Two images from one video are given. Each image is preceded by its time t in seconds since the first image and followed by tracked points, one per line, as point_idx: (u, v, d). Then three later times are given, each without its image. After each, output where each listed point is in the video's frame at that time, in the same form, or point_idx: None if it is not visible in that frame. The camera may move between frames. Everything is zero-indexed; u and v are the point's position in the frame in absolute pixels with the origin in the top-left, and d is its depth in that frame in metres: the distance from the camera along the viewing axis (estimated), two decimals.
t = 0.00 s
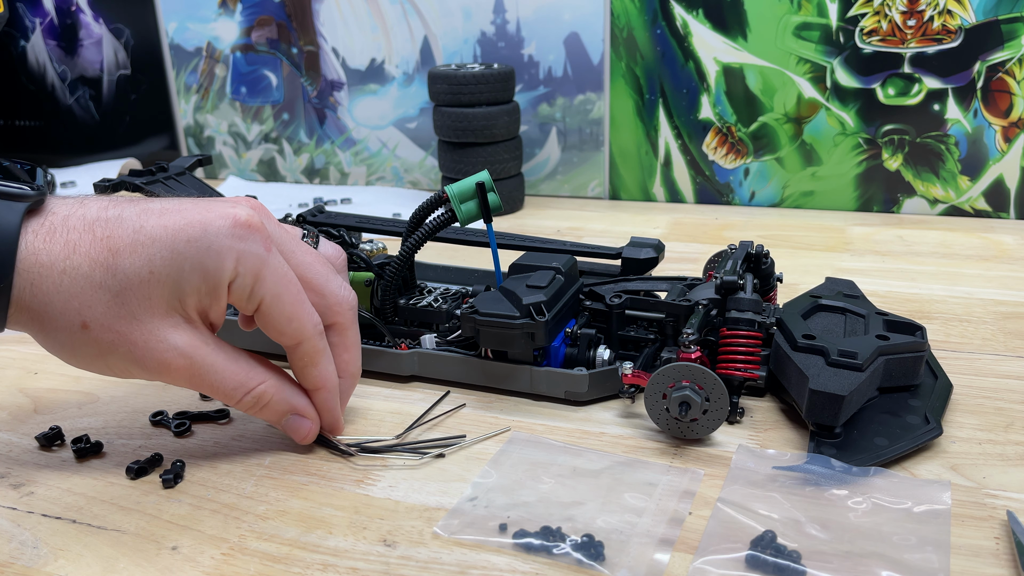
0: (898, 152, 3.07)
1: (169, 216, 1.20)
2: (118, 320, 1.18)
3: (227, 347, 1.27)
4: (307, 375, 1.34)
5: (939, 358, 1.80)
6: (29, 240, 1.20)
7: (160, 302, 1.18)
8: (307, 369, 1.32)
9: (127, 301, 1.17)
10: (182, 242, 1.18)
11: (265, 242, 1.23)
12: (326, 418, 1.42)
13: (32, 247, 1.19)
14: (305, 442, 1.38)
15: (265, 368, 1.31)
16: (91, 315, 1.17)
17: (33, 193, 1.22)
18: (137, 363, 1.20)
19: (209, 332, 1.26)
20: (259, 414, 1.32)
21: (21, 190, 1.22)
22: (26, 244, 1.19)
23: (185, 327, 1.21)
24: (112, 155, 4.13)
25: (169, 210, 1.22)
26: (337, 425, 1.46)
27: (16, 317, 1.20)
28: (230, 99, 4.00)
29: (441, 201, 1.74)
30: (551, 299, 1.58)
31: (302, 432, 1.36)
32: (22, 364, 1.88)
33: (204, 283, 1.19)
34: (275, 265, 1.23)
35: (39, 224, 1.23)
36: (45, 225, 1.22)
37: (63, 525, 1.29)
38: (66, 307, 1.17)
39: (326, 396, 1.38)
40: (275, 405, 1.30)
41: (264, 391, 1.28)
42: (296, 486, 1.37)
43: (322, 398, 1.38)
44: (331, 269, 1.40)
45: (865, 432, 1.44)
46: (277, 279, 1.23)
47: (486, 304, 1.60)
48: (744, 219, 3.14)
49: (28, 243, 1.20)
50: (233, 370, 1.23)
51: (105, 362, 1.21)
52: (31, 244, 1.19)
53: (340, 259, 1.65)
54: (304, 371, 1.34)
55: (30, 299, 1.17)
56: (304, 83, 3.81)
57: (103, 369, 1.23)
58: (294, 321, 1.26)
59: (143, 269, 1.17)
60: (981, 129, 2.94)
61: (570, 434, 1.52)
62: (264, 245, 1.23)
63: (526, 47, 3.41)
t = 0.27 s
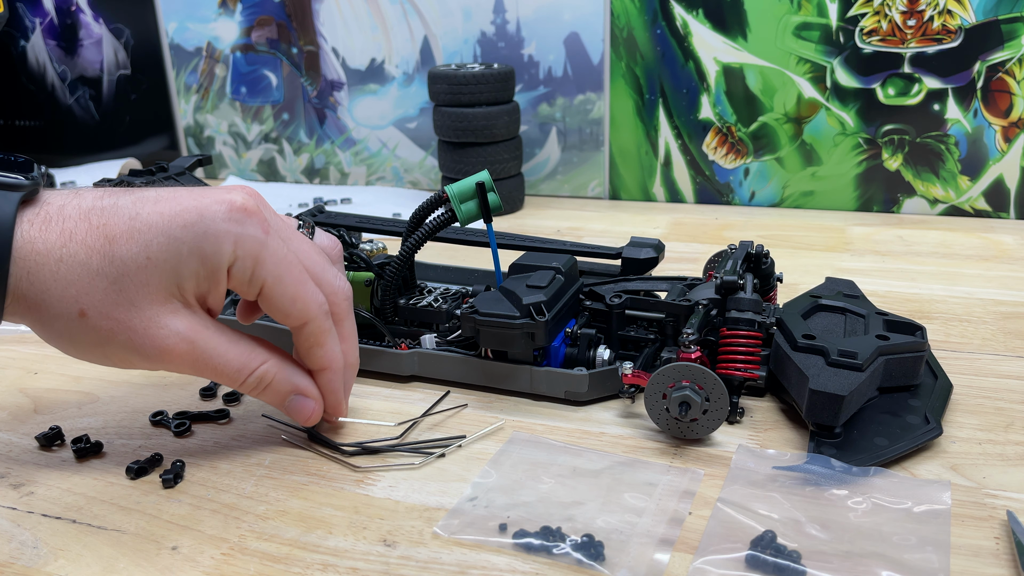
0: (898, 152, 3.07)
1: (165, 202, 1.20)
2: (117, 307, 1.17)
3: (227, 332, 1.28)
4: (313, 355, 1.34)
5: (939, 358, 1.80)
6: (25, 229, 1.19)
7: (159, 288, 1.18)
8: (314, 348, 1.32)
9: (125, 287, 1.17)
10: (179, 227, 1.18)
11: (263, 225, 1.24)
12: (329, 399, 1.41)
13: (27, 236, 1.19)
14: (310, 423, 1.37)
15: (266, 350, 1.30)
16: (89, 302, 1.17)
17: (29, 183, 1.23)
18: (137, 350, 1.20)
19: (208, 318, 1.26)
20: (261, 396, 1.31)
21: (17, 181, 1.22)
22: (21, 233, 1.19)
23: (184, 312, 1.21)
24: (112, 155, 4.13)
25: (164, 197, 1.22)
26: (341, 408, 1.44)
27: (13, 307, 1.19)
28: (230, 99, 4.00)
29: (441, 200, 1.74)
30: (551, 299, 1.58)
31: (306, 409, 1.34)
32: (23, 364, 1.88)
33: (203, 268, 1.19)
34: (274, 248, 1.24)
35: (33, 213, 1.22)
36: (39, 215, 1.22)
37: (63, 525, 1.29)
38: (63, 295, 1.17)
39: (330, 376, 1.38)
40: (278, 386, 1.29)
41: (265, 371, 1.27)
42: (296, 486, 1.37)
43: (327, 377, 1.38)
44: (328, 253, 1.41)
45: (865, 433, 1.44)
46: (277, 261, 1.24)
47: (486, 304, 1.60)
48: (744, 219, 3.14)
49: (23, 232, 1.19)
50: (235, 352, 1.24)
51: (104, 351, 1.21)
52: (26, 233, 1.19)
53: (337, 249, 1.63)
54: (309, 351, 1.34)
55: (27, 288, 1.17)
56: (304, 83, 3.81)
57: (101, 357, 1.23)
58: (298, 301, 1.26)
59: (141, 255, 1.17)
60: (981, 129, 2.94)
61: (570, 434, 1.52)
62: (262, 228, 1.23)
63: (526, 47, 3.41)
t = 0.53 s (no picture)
0: (898, 152, 3.07)
1: (165, 201, 1.21)
2: (122, 308, 1.17)
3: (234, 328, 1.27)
4: (325, 341, 1.35)
5: (939, 357, 1.80)
6: (25, 234, 1.19)
7: (163, 286, 1.18)
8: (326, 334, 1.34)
9: (130, 287, 1.17)
10: (180, 224, 1.19)
11: (264, 217, 1.25)
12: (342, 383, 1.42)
13: (28, 241, 1.18)
14: (325, 412, 1.37)
15: (274, 343, 1.30)
16: (94, 304, 1.17)
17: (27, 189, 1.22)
18: (144, 351, 1.19)
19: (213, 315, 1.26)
20: (274, 394, 1.30)
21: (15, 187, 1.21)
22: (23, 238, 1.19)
23: (189, 310, 1.21)
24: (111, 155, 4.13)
25: (164, 196, 1.22)
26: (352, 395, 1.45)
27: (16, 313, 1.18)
28: (230, 99, 4.00)
29: (441, 201, 1.74)
30: (551, 299, 1.58)
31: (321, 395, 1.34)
32: (23, 364, 1.88)
33: (206, 263, 1.20)
34: (278, 238, 1.24)
35: (33, 219, 1.22)
36: (40, 220, 1.22)
37: (63, 525, 1.29)
38: (67, 297, 1.17)
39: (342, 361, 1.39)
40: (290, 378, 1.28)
41: (277, 367, 1.26)
42: (296, 486, 1.37)
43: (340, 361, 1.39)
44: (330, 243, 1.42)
45: (865, 433, 1.44)
46: (282, 251, 1.25)
47: (486, 304, 1.60)
48: (744, 219, 3.14)
49: (24, 237, 1.19)
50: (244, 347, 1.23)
51: (111, 353, 1.21)
52: (28, 238, 1.18)
53: (336, 239, 1.60)
54: (321, 338, 1.35)
55: (30, 292, 1.16)
56: (304, 83, 3.81)
57: (107, 360, 1.22)
58: (307, 288, 1.27)
59: (144, 253, 1.17)
60: (981, 129, 2.94)
61: (570, 434, 1.52)
62: (264, 219, 1.24)
63: (526, 47, 3.41)
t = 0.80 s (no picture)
0: (898, 153, 3.07)
1: (175, 220, 1.21)
2: (129, 325, 1.17)
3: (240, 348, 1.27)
4: (332, 361, 1.36)
5: (939, 358, 1.80)
6: (35, 250, 1.19)
7: (171, 305, 1.18)
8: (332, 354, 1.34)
9: (138, 305, 1.17)
10: (190, 243, 1.19)
11: (273, 238, 1.25)
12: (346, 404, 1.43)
13: (38, 257, 1.18)
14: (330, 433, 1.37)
15: (280, 362, 1.30)
16: (101, 321, 1.17)
17: (38, 206, 1.21)
18: (149, 369, 1.19)
19: (219, 334, 1.26)
20: (279, 414, 1.30)
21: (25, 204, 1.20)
22: (32, 254, 1.19)
23: (196, 328, 1.21)
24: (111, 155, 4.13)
25: (174, 215, 1.23)
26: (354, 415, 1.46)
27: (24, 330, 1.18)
28: (230, 99, 4.00)
29: (441, 201, 1.74)
30: (551, 299, 1.58)
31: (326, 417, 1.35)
32: (23, 363, 1.88)
33: (215, 282, 1.20)
34: (287, 258, 1.25)
35: (43, 235, 1.22)
36: (49, 236, 1.22)
37: (63, 525, 1.29)
38: (75, 315, 1.16)
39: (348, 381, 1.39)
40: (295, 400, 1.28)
41: (282, 387, 1.26)
42: (296, 486, 1.37)
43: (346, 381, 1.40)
44: (339, 261, 1.42)
45: (865, 433, 1.44)
46: (290, 271, 1.25)
47: (486, 304, 1.60)
48: (744, 219, 3.14)
49: (33, 253, 1.19)
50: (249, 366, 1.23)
51: (116, 371, 1.20)
52: (37, 254, 1.19)
53: (343, 255, 1.63)
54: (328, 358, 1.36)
55: (38, 310, 1.16)
56: (304, 83, 3.81)
57: (112, 378, 1.22)
58: (315, 308, 1.27)
59: (153, 271, 1.17)
60: (981, 129, 2.94)
61: (570, 434, 1.52)
62: (273, 239, 1.25)
63: (526, 47, 3.41)
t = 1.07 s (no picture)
0: (898, 153, 3.07)
1: (180, 229, 1.21)
2: (129, 332, 1.17)
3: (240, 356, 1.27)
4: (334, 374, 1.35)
5: (939, 358, 1.80)
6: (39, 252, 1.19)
7: (171, 313, 1.18)
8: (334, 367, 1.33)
9: (138, 313, 1.17)
10: (193, 253, 1.19)
11: (277, 249, 1.25)
12: (347, 417, 1.43)
13: (41, 260, 1.18)
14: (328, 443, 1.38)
15: (279, 372, 1.31)
16: (102, 326, 1.17)
17: (43, 207, 1.21)
18: (148, 376, 1.19)
19: (220, 342, 1.26)
20: (277, 423, 1.30)
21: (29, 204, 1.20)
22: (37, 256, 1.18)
23: (196, 337, 1.21)
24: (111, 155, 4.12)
25: (179, 224, 1.23)
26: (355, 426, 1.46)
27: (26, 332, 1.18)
28: (230, 99, 4.00)
29: (441, 201, 1.74)
30: (551, 299, 1.58)
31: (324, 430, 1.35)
32: (23, 364, 1.88)
33: (217, 292, 1.20)
34: (289, 270, 1.24)
35: (48, 236, 1.22)
36: (54, 238, 1.22)
37: (63, 525, 1.29)
38: (76, 320, 1.16)
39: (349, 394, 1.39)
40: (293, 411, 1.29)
41: (280, 396, 1.27)
42: (297, 486, 1.37)
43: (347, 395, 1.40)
44: (345, 270, 1.41)
45: (866, 433, 1.44)
46: (293, 284, 1.24)
47: (486, 304, 1.60)
48: (744, 219, 3.14)
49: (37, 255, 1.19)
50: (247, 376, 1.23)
51: (115, 377, 1.20)
52: (41, 257, 1.18)
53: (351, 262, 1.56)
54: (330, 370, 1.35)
55: (40, 313, 1.16)
56: (304, 83, 3.81)
57: (111, 383, 1.22)
58: (317, 321, 1.27)
59: (155, 280, 1.17)
60: (981, 129, 2.94)
61: (570, 434, 1.52)
62: (276, 251, 1.24)
63: (526, 47, 3.41)
